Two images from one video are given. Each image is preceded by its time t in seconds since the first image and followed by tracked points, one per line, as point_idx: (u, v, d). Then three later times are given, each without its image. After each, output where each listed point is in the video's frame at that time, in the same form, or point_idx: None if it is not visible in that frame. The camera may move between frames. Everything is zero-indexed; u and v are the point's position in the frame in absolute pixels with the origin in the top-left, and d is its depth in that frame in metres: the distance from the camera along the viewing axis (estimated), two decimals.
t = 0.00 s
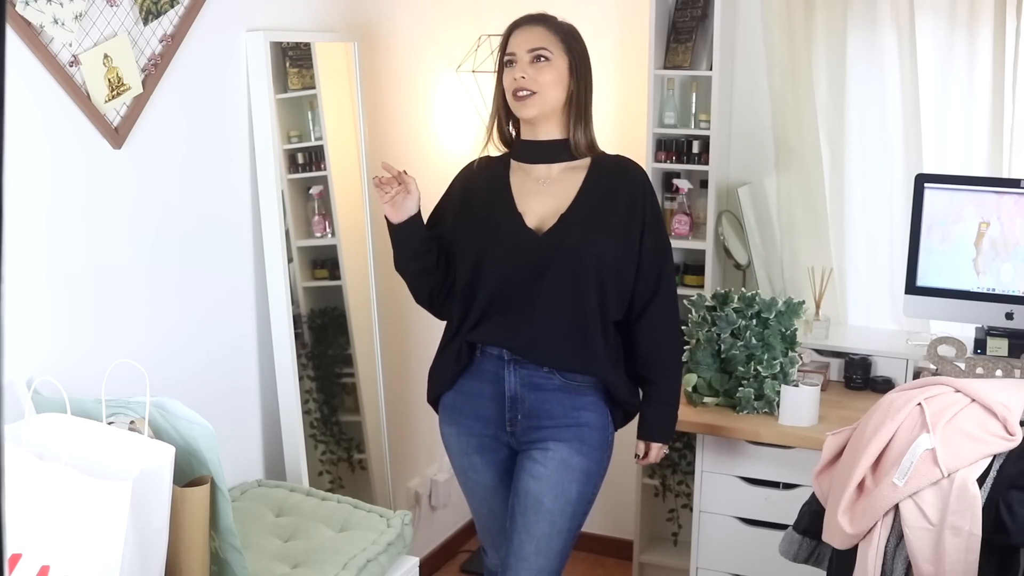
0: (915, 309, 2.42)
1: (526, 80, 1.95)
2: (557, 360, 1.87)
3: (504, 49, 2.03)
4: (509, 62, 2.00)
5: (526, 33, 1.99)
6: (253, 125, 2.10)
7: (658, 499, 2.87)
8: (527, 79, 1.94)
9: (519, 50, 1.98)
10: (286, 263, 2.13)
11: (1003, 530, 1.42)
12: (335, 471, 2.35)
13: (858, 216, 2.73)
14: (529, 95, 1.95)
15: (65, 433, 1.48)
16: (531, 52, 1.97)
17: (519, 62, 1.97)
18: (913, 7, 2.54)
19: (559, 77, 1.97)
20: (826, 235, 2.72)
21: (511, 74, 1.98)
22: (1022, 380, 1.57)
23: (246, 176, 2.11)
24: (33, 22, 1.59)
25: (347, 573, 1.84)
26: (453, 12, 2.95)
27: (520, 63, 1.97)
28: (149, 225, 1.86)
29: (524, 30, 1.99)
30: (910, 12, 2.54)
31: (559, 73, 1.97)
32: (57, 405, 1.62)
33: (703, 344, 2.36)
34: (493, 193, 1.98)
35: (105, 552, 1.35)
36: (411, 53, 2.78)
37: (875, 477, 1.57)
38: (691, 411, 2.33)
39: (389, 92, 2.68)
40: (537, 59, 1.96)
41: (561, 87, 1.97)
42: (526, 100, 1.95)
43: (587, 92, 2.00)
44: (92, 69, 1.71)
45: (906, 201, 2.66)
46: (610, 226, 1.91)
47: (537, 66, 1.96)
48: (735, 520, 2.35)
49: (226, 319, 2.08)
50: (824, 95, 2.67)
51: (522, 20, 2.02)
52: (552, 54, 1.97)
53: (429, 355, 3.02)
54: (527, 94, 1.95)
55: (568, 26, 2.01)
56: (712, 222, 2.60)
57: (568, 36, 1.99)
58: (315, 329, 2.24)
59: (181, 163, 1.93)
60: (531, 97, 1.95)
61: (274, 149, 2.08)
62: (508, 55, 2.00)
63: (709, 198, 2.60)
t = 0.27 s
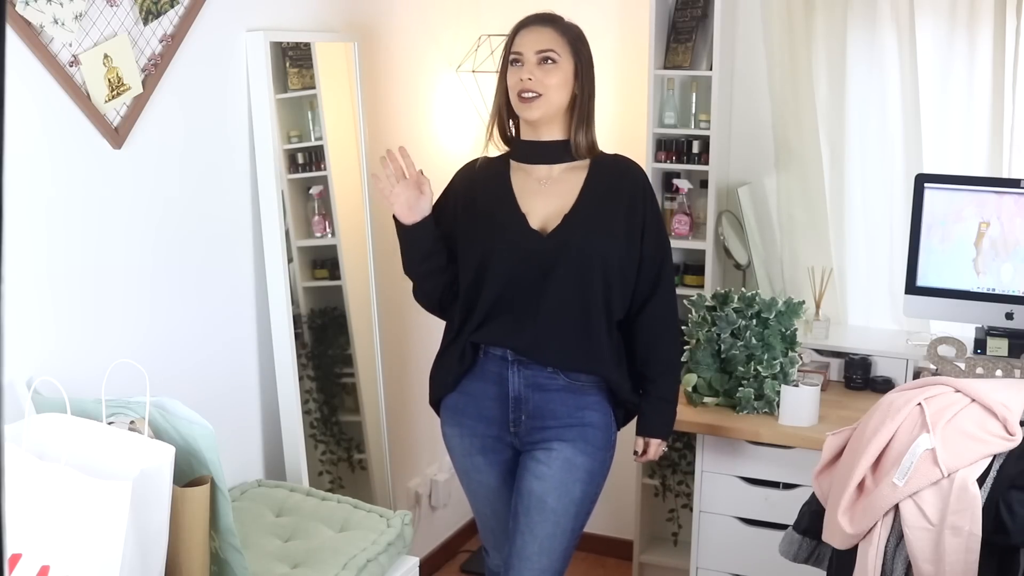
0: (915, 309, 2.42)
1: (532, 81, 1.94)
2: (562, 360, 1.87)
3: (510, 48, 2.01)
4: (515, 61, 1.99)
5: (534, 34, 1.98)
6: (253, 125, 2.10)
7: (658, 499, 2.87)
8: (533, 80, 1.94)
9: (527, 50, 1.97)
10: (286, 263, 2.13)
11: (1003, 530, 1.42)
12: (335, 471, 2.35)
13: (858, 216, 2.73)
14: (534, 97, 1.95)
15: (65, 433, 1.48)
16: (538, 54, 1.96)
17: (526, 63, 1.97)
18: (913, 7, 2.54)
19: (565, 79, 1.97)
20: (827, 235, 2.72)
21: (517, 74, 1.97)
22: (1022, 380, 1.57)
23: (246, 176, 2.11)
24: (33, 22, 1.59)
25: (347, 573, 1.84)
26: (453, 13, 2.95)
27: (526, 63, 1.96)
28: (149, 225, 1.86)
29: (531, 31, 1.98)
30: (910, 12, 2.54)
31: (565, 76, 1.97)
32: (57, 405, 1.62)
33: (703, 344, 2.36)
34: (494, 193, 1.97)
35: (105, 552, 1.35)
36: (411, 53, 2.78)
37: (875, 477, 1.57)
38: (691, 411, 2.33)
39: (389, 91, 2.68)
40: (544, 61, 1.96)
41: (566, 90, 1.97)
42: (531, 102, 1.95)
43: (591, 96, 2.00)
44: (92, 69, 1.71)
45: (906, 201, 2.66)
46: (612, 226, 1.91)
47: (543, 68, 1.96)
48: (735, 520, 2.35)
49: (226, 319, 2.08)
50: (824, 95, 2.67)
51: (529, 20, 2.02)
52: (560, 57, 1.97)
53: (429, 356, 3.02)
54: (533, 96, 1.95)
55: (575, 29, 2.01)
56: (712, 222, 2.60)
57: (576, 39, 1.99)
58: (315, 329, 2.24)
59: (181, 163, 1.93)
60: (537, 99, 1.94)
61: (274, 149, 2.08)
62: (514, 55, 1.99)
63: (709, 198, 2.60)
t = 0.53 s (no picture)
0: (915, 309, 2.42)
1: (545, 84, 1.93)
2: (568, 360, 1.87)
3: (524, 46, 2.00)
4: (528, 61, 1.98)
5: (552, 35, 1.97)
6: (253, 125, 2.10)
7: (658, 499, 2.88)
8: (546, 84, 1.93)
9: (544, 51, 1.95)
10: (286, 263, 2.13)
11: (1003, 530, 1.42)
12: (335, 471, 2.35)
13: (858, 215, 2.73)
14: (545, 100, 1.94)
15: (65, 433, 1.48)
16: (554, 57, 1.95)
17: (541, 64, 1.96)
18: (913, 7, 2.54)
19: (576, 85, 1.96)
20: (827, 234, 2.72)
21: (530, 75, 1.95)
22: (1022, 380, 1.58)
23: (246, 176, 2.11)
24: (33, 22, 1.59)
25: (347, 573, 1.84)
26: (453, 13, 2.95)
27: (541, 65, 1.95)
28: (149, 225, 1.86)
29: (549, 32, 1.97)
30: (910, 12, 2.54)
31: (578, 83, 1.97)
32: (57, 405, 1.62)
33: (702, 344, 2.36)
34: (496, 193, 1.96)
35: (105, 552, 1.35)
36: (411, 53, 2.78)
37: (875, 477, 1.57)
38: (691, 411, 2.33)
39: (389, 91, 2.68)
40: (559, 66, 1.95)
41: (576, 96, 1.97)
42: (541, 103, 1.94)
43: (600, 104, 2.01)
44: (92, 69, 1.71)
45: (906, 201, 2.66)
46: (614, 225, 1.92)
47: (558, 73, 1.95)
48: (735, 520, 2.35)
49: (226, 318, 2.08)
50: (824, 95, 2.67)
51: (546, 20, 2.00)
52: (575, 62, 1.96)
53: (429, 356, 3.02)
54: (543, 99, 1.94)
55: (591, 35, 2.00)
56: (712, 222, 2.60)
57: (592, 46, 1.99)
58: (315, 329, 2.24)
59: (181, 163, 1.93)
60: (547, 101, 1.94)
61: (274, 149, 2.08)
62: (529, 53, 1.98)
63: (709, 198, 2.60)
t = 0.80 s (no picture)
0: (915, 309, 2.42)
1: (550, 83, 1.93)
2: (567, 360, 1.87)
3: (528, 45, 2.00)
4: (533, 61, 1.97)
5: (557, 34, 1.97)
6: (253, 125, 2.10)
7: (658, 499, 2.88)
8: (551, 83, 1.93)
9: (549, 50, 1.96)
10: (286, 263, 2.13)
11: (1002, 530, 1.42)
12: (335, 471, 2.35)
13: (858, 215, 2.73)
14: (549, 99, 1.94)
15: (65, 433, 1.48)
16: (559, 57, 1.95)
17: (545, 64, 1.95)
18: (913, 6, 2.54)
19: (580, 86, 1.96)
20: (827, 234, 2.72)
21: (535, 74, 1.95)
22: (1022, 381, 1.57)
23: (246, 176, 2.11)
24: (33, 22, 1.59)
25: (347, 573, 1.84)
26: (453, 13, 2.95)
27: (546, 65, 1.95)
28: (149, 225, 1.86)
29: (554, 32, 1.97)
30: (910, 12, 2.54)
31: (582, 83, 1.97)
32: (57, 405, 1.62)
33: (702, 344, 2.36)
34: (495, 193, 1.95)
35: (105, 552, 1.35)
36: (411, 53, 2.78)
37: (875, 477, 1.57)
38: (691, 411, 2.33)
39: (389, 91, 2.68)
40: (564, 66, 1.95)
41: (580, 96, 1.97)
42: (546, 102, 1.93)
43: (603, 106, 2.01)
44: (92, 69, 1.71)
45: (906, 201, 2.66)
46: (613, 225, 1.92)
47: (563, 72, 1.95)
48: (735, 520, 2.35)
49: (226, 318, 2.08)
50: (824, 95, 2.67)
51: (550, 20, 2.00)
52: (579, 63, 1.96)
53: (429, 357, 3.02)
54: (548, 98, 1.93)
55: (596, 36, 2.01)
56: (712, 222, 2.60)
57: (596, 47, 1.99)
58: (315, 329, 2.24)
59: (182, 163, 1.93)
60: (552, 100, 1.93)
61: (274, 149, 2.08)
62: (534, 53, 1.98)
63: (709, 198, 2.60)
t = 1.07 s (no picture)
0: (915, 309, 2.42)
1: (546, 81, 1.93)
2: (565, 359, 1.87)
3: (526, 43, 2.00)
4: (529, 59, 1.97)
5: (555, 32, 1.97)
6: (253, 125, 2.10)
7: (658, 499, 2.87)
8: (547, 81, 1.93)
9: (546, 48, 1.96)
10: (286, 263, 2.13)
11: (1002, 530, 1.42)
12: (335, 471, 2.35)
13: (858, 216, 2.73)
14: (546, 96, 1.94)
15: (65, 433, 1.48)
16: (555, 55, 1.95)
17: (542, 61, 1.95)
18: (913, 6, 2.54)
19: (577, 84, 1.96)
20: (827, 234, 2.72)
21: (531, 71, 1.95)
22: (1022, 381, 1.57)
23: (246, 176, 2.11)
24: (33, 22, 1.59)
25: (347, 573, 1.84)
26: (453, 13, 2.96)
27: (542, 62, 1.95)
28: (149, 225, 1.86)
29: (551, 31, 1.97)
30: (910, 12, 2.54)
31: (579, 82, 1.97)
32: (57, 405, 1.62)
33: (703, 344, 2.36)
34: (493, 193, 1.95)
35: (105, 552, 1.35)
36: (411, 53, 2.77)
37: (875, 477, 1.57)
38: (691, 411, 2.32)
39: (389, 91, 2.68)
40: (560, 63, 1.95)
41: (577, 95, 1.97)
42: (541, 100, 1.93)
43: (601, 105, 2.01)
44: (92, 69, 1.71)
45: (906, 201, 2.66)
46: (611, 225, 1.92)
47: (559, 69, 1.94)
48: (735, 520, 2.35)
49: (225, 318, 2.08)
50: (824, 95, 2.67)
51: (547, 19, 2.00)
52: (575, 60, 1.96)
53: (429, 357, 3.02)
54: (544, 96, 1.93)
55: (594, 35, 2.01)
56: (712, 222, 2.60)
57: (594, 46, 1.99)
58: (315, 329, 2.24)
59: (183, 164, 1.93)
60: (547, 97, 1.93)
61: (274, 149, 2.08)
62: (531, 50, 1.98)
63: (709, 198, 2.60)
